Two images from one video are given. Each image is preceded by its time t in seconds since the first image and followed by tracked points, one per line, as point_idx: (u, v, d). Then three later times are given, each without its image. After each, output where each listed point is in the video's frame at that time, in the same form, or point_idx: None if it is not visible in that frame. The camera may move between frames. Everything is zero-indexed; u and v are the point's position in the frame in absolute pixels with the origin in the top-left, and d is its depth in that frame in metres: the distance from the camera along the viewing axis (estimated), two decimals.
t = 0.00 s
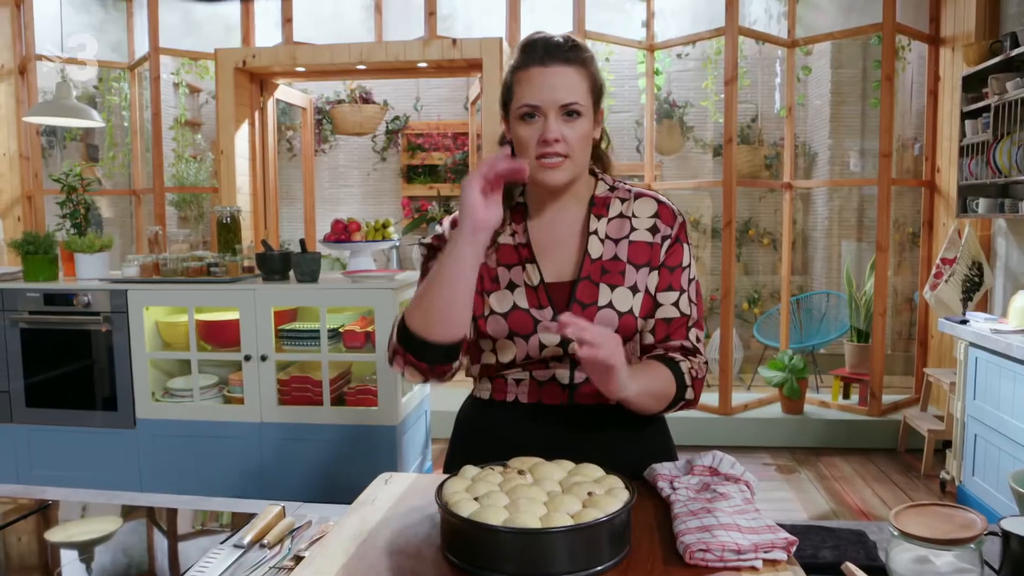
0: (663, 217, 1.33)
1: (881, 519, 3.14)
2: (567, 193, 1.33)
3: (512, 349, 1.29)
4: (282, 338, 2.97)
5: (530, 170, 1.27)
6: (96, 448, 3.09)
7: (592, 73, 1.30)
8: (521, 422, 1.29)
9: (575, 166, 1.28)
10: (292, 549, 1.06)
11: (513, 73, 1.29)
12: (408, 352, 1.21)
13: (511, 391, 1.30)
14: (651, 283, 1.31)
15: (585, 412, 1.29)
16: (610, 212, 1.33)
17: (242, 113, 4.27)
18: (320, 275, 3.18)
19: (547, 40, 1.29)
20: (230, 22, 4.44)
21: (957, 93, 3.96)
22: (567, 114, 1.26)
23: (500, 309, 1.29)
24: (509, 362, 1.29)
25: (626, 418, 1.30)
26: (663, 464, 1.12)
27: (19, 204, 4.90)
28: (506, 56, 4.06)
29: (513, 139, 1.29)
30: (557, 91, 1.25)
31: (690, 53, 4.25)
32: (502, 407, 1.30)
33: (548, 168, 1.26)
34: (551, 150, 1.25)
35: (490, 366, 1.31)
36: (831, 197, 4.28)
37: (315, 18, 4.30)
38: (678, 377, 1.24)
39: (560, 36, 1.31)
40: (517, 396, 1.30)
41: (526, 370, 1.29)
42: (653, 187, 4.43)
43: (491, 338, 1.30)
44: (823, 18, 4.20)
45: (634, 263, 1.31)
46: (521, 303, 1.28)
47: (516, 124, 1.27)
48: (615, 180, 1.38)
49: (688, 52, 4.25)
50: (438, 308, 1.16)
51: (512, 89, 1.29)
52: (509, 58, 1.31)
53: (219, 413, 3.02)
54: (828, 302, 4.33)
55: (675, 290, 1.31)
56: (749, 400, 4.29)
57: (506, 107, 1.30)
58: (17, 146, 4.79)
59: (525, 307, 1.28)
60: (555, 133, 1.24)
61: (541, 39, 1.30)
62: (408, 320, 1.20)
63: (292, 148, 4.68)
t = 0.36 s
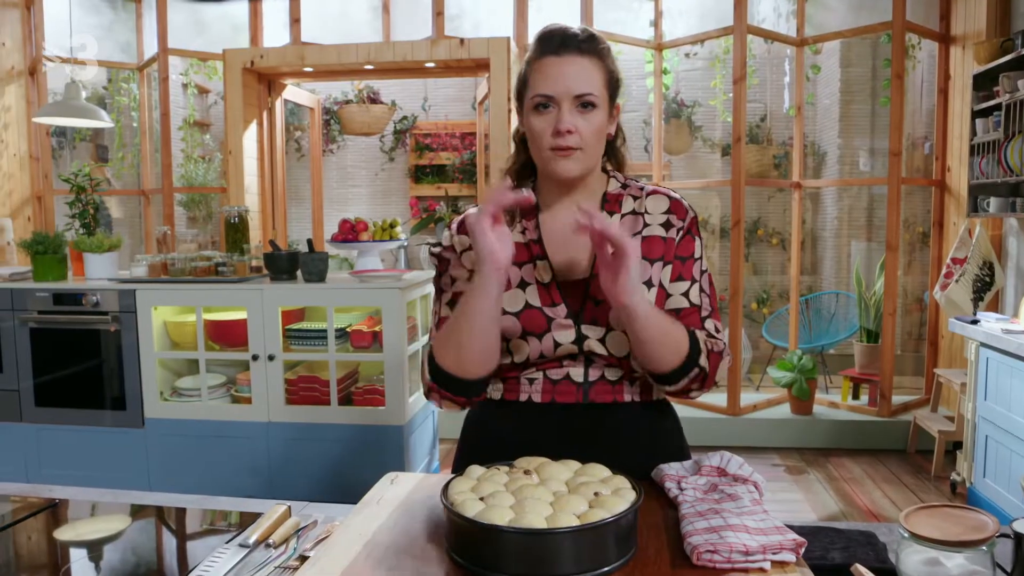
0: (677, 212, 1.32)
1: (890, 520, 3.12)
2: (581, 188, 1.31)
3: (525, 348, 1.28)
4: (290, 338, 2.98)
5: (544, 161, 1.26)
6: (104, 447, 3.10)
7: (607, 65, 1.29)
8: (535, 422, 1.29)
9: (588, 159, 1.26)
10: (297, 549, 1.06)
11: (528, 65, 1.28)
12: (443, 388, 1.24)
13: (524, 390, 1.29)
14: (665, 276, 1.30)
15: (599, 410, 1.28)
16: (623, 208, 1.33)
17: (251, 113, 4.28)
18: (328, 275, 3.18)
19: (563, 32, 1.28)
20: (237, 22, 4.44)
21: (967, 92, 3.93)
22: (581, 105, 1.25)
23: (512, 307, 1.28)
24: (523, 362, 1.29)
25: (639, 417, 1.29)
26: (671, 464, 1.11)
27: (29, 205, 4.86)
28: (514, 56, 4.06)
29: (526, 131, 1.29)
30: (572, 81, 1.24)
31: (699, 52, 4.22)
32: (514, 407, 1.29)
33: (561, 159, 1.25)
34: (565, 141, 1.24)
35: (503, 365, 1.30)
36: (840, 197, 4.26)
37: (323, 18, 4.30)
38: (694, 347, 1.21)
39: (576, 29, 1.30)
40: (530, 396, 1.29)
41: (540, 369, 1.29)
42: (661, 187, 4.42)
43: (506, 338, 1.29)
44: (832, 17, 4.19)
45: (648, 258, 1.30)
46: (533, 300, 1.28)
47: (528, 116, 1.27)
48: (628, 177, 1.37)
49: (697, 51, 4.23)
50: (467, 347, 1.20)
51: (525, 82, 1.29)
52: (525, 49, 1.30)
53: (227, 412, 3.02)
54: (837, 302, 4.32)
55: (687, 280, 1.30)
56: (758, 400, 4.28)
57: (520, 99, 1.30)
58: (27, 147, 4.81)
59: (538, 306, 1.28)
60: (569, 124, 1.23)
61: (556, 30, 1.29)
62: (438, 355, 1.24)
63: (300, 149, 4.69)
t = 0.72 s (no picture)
0: (687, 224, 1.30)
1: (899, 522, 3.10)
2: (592, 198, 1.32)
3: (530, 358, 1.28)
4: (296, 338, 2.98)
5: (566, 175, 1.25)
6: (112, 446, 3.11)
7: (620, 72, 1.29)
8: (537, 424, 1.29)
9: (607, 170, 1.26)
10: (300, 548, 1.05)
11: (541, 73, 1.27)
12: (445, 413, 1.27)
13: (528, 393, 1.30)
14: (673, 291, 1.30)
15: (601, 414, 1.29)
16: (631, 217, 1.31)
17: (258, 113, 4.29)
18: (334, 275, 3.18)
19: (577, 39, 1.27)
20: (245, 22, 4.45)
21: (977, 91, 3.91)
22: (601, 117, 1.24)
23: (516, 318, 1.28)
24: (527, 370, 1.29)
25: (642, 423, 1.27)
26: (676, 465, 1.10)
27: (38, 205, 4.87)
28: (520, 56, 4.05)
29: (543, 141, 1.27)
30: (593, 93, 1.23)
31: (706, 52, 4.21)
32: (517, 409, 1.30)
33: (584, 174, 1.24)
34: (588, 155, 1.23)
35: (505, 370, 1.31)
36: (849, 196, 4.24)
37: (330, 18, 4.31)
38: (704, 381, 1.24)
39: (586, 34, 1.28)
40: (533, 398, 1.30)
41: (543, 374, 1.30)
42: (668, 187, 4.40)
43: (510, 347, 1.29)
44: (840, 15, 4.17)
45: (655, 271, 1.29)
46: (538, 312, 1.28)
47: (546, 128, 1.25)
48: (638, 183, 1.35)
49: (704, 50, 4.21)
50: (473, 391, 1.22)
51: (540, 91, 1.27)
52: (538, 54, 1.28)
53: (234, 412, 3.03)
54: (845, 302, 4.29)
55: (699, 298, 1.30)
56: (766, 401, 4.26)
57: (535, 107, 1.28)
58: (36, 147, 4.83)
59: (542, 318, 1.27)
60: (592, 137, 1.22)
61: (569, 37, 1.27)
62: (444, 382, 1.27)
63: (307, 149, 4.69)
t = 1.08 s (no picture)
0: (688, 218, 1.30)
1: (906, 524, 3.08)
2: (589, 188, 1.31)
3: (533, 351, 1.28)
4: (301, 337, 2.98)
5: (555, 163, 1.26)
6: (119, 445, 3.12)
7: (618, 68, 1.28)
8: (542, 422, 1.28)
9: (599, 160, 1.26)
10: (301, 549, 1.05)
11: (537, 67, 1.27)
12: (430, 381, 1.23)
13: (532, 389, 1.28)
14: (673, 285, 1.28)
15: (606, 412, 1.27)
16: (632, 212, 1.31)
17: (265, 114, 4.30)
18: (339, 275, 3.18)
19: (574, 34, 1.27)
20: (252, 23, 4.46)
21: (986, 90, 3.88)
22: (592, 106, 1.24)
23: (520, 311, 1.27)
24: (531, 364, 1.28)
25: (644, 417, 1.27)
26: (680, 466, 1.09)
27: (46, 205, 4.93)
28: (526, 56, 4.05)
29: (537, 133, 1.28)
30: (582, 82, 1.24)
31: (713, 52, 4.20)
32: (520, 405, 1.29)
33: (571, 162, 1.24)
34: (575, 143, 1.23)
35: (511, 365, 1.30)
36: (856, 196, 4.22)
37: (337, 18, 4.31)
38: (701, 367, 1.22)
39: (586, 30, 1.29)
40: (537, 395, 1.28)
41: (547, 369, 1.28)
42: (675, 187, 4.39)
43: (514, 342, 1.29)
44: (847, 14, 4.15)
45: (656, 265, 1.29)
46: (542, 304, 1.27)
47: (539, 117, 1.26)
48: (639, 180, 1.35)
49: (711, 50, 4.20)
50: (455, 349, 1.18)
51: (531, 84, 1.28)
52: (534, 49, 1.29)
53: (239, 412, 3.03)
54: (853, 302, 4.27)
55: (698, 291, 1.28)
56: (773, 402, 4.24)
57: (529, 99, 1.29)
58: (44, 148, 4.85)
59: (545, 310, 1.27)
60: (579, 126, 1.22)
61: (567, 32, 1.27)
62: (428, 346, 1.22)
63: (314, 149, 4.70)
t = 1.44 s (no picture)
0: (696, 212, 1.29)
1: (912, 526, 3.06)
2: (602, 183, 1.30)
3: (544, 350, 1.27)
4: (305, 337, 2.98)
5: (573, 154, 1.23)
6: (125, 445, 3.13)
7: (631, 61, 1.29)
8: (551, 420, 1.26)
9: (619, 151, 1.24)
10: (299, 550, 1.04)
11: (552, 58, 1.26)
12: (453, 398, 1.23)
13: (540, 389, 1.27)
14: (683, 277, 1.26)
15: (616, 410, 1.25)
16: (640, 208, 1.30)
17: (270, 114, 4.32)
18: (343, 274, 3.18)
19: (589, 27, 1.27)
20: (257, 23, 4.47)
21: (993, 89, 3.85)
22: (612, 97, 1.23)
23: (531, 309, 1.27)
24: (542, 363, 1.27)
25: (655, 413, 1.26)
26: (681, 467, 1.08)
27: (53, 206, 4.90)
28: (532, 56, 4.05)
29: (552, 123, 1.26)
30: (603, 72, 1.23)
31: (719, 52, 4.19)
32: (529, 406, 1.27)
33: (593, 151, 1.22)
34: (598, 132, 1.21)
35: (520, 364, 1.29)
36: (863, 196, 4.20)
37: (342, 18, 4.31)
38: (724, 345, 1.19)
39: (598, 23, 1.29)
40: (546, 395, 1.26)
41: (556, 369, 1.27)
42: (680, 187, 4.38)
43: (524, 340, 1.28)
44: (854, 14, 4.13)
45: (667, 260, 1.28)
46: (553, 302, 1.26)
47: (557, 107, 1.24)
48: (644, 176, 1.35)
49: (716, 50, 4.19)
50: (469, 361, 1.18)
51: (550, 73, 1.26)
52: (549, 41, 1.29)
53: (243, 411, 3.04)
54: (859, 303, 4.26)
55: (706, 280, 1.26)
56: (778, 402, 4.23)
57: (545, 90, 1.27)
58: (51, 148, 4.87)
59: (556, 306, 1.26)
60: (603, 114, 1.21)
61: (581, 24, 1.27)
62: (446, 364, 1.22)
63: (319, 149, 4.68)
